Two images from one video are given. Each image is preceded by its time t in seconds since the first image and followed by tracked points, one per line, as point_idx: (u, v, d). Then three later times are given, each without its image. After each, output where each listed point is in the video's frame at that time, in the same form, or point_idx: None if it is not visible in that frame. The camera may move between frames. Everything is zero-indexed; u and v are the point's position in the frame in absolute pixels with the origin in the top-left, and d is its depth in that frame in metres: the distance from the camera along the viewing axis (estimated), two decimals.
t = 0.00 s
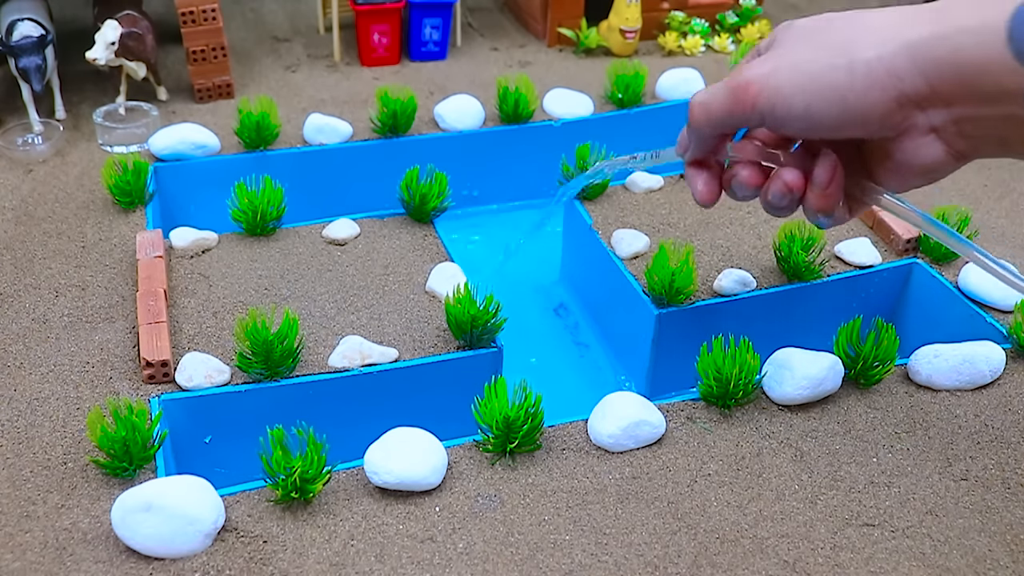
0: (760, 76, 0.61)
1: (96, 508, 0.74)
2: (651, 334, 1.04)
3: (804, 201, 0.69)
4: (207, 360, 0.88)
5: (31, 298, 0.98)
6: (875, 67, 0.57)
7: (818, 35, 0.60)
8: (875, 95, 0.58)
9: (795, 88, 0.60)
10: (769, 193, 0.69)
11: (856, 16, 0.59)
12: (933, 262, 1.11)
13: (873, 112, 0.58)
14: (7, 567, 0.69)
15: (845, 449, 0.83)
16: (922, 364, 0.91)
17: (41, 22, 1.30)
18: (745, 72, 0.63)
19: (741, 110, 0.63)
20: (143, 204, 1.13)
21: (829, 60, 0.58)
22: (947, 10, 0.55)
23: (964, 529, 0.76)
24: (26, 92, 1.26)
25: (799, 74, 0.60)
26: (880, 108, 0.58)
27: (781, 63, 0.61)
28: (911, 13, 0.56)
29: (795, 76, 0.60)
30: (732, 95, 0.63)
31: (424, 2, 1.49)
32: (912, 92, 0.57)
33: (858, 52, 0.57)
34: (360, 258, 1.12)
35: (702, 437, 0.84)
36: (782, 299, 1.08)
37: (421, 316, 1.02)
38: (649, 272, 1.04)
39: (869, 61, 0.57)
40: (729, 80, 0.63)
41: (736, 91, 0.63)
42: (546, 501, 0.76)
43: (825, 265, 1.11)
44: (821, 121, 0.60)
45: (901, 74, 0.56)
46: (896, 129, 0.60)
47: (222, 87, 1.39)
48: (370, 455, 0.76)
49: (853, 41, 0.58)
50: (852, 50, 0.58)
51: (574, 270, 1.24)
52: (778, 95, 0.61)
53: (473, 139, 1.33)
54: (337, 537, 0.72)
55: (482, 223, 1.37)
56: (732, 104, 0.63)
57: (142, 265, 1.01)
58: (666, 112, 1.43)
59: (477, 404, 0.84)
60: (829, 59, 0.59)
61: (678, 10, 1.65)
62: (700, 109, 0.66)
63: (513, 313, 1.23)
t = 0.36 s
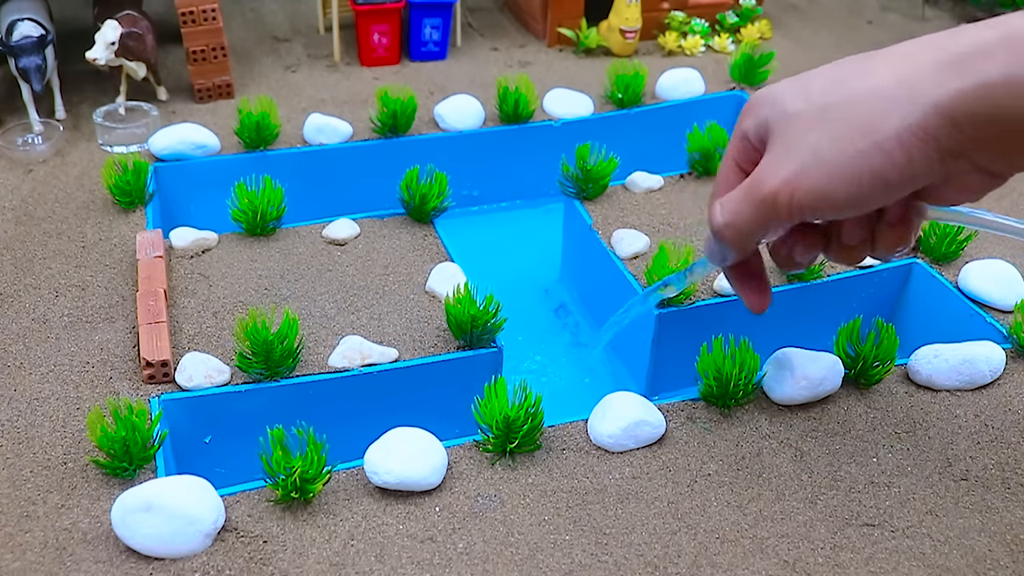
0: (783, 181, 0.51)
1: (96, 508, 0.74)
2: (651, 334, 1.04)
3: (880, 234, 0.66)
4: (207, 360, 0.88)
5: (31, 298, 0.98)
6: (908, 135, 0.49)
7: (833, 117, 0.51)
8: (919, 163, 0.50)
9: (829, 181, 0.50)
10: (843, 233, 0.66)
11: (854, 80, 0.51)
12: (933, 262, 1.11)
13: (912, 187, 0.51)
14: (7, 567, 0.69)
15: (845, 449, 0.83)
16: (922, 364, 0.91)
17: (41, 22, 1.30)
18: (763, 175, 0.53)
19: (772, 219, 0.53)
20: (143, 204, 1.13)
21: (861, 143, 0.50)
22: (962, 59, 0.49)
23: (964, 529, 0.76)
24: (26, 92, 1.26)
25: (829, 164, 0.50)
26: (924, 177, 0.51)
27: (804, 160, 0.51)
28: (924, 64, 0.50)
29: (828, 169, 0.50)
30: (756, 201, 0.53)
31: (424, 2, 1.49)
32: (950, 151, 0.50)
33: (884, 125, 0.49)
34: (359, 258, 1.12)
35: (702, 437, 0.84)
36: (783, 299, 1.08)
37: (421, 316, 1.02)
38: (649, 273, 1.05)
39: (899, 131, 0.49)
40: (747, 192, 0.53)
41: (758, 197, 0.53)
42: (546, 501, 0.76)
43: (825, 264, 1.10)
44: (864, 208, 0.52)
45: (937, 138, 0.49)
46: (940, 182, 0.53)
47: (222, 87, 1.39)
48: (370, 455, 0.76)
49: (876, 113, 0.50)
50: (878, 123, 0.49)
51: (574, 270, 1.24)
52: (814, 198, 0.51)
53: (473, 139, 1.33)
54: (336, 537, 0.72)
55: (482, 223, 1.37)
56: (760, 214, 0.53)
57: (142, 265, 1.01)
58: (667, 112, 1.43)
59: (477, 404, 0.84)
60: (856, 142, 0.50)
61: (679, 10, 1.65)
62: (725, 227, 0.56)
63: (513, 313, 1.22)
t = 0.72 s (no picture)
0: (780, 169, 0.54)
1: (96, 508, 0.74)
2: (651, 334, 1.04)
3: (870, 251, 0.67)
4: (207, 360, 0.88)
5: (31, 298, 0.98)
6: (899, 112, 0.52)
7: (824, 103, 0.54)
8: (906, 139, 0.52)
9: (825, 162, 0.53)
10: (837, 261, 0.64)
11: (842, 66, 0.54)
12: (933, 262, 1.11)
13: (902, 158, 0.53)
14: (7, 567, 0.69)
15: (845, 449, 0.83)
16: (922, 364, 0.91)
17: (41, 22, 1.30)
18: (760, 164, 0.55)
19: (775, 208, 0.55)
20: (143, 204, 1.13)
21: (851, 121, 0.52)
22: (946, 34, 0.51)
23: (964, 529, 0.76)
24: (26, 92, 1.26)
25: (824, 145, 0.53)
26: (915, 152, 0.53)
27: (798, 145, 0.54)
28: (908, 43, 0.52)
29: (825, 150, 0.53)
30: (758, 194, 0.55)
31: (423, 2, 1.49)
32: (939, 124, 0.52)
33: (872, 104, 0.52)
34: (359, 258, 1.12)
35: (702, 437, 0.84)
36: (783, 300, 1.08)
37: (422, 316, 1.02)
38: (649, 273, 1.04)
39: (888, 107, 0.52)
40: (746, 182, 0.55)
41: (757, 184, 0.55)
42: (546, 501, 0.76)
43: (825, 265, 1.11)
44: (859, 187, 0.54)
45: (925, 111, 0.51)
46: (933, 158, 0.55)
47: (222, 87, 1.39)
48: (370, 454, 0.76)
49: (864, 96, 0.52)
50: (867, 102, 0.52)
51: (574, 270, 1.24)
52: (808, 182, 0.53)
53: (473, 139, 1.33)
54: (336, 537, 0.72)
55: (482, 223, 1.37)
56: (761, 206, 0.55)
57: (142, 265, 1.01)
58: (667, 112, 1.43)
59: (477, 404, 0.84)
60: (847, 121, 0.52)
61: (679, 10, 1.65)
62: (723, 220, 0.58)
63: (513, 313, 1.22)
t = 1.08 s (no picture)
0: (827, 148, 0.51)
1: (96, 508, 0.74)
2: (651, 334, 1.04)
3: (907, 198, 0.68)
4: (207, 359, 0.88)
5: (31, 298, 0.98)
6: (949, 114, 0.48)
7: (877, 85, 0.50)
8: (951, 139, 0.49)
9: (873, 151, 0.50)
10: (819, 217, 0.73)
11: (902, 49, 0.50)
12: (933, 262, 1.11)
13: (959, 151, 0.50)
14: (7, 567, 0.69)
15: (845, 449, 0.83)
16: (922, 364, 0.91)
17: (41, 22, 1.30)
18: (811, 136, 0.52)
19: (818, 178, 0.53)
20: (143, 204, 1.13)
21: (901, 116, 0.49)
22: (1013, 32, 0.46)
23: (964, 529, 0.76)
24: (26, 92, 1.26)
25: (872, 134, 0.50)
26: (963, 147, 0.49)
27: (849, 125, 0.51)
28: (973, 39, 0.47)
29: (872, 139, 0.50)
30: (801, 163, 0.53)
31: (424, 2, 1.49)
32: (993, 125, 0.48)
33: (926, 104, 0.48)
34: (359, 258, 1.12)
35: (702, 437, 0.84)
36: (783, 300, 1.08)
37: (422, 316, 1.02)
38: (650, 272, 1.04)
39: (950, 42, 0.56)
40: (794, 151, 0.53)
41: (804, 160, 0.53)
42: (546, 501, 0.76)
43: (825, 265, 1.11)
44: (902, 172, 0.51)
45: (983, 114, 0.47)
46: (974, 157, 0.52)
47: (222, 87, 1.39)
48: (370, 455, 0.76)
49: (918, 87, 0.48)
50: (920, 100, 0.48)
51: (574, 269, 1.24)
52: (852, 168, 0.51)
53: (473, 139, 1.33)
54: (336, 537, 0.72)
55: (482, 222, 1.37)
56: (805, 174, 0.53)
57: (142, 265, 1.01)
58: (667, 112, 1.43)
59: (477, 404, 0.84)
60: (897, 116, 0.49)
61: (679, 10, 1.65)
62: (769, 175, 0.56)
63: (513, 312, 1.22)
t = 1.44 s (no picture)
0: (826, 188, 0.62)
1: (96, 508, 0.74)
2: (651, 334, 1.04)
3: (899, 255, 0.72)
4: (207, 360, 0.89)
5: (31, 298, 0.98)
6: (949, 160, 0.59)
7: (880, 134, 0.61)
8: (951, 185, 0.60)
9: (870, 193, 0.61)
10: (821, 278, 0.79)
11: (904, 106, 0.62)
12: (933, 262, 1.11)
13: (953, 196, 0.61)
14: (7, 567, 0.69)
15: (845, 449, 0.83)
16: (923, 363, 0.91)
17: (41, 22, 1.30)
18: (811, 179, 0.63)
19: (814, 219, 0.63)
20: (143, 204, 1.13)
21: (900, 161, 0.60)
22: (1002, 92, 0.58)
23: (964, 529, 0.76)
24: (26, 92, 1.26)
25: (870, 176, 0.61)
26: (957, 196, 0.61)
27: (848, 170, 0.62)
28: (976, 96, 0.59)
29: (868, 181, 0.61)
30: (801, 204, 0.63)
31: (424, 2, 1.49)
32: (985, 175, 0.59)
33: (925, 151, 0.59)
34: (359, 258, 1.12)
35: (702, 436, 0.84)
36: (783, 300, 1.08)
37: (422, 316, 1.02)
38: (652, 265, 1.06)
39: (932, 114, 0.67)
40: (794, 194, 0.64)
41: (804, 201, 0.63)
42: (546, 501, 0.76)
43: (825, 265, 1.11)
44: (899, 218, 0.62)
45: (973, 163, 0.59)
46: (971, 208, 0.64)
47: (222, 87, 1.39)
48: (370, 455, 0.76)
49: (918, 138, 0.60)
50: (919, 149, 0.59)
51: (574, 269, 1.24)
52: (851, 206, 0.61)
53: (473, 139, 1.33)
54: (336, 537, 0.72)
55: (482, 222, 1.37)
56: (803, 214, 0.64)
57: (142, 265, 1.01)
58: (667, 112, 1.43)
59: (477, 404, 0.84)
60: (897, 162, 0.60)
61: (679, 10, 1.65)
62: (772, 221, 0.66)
63: (513, 312, 1.22)
